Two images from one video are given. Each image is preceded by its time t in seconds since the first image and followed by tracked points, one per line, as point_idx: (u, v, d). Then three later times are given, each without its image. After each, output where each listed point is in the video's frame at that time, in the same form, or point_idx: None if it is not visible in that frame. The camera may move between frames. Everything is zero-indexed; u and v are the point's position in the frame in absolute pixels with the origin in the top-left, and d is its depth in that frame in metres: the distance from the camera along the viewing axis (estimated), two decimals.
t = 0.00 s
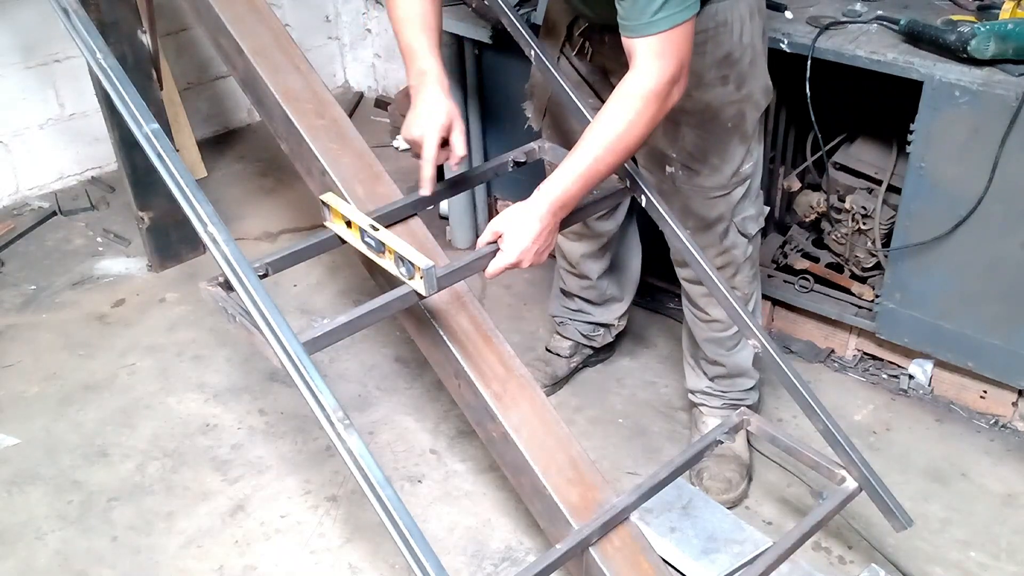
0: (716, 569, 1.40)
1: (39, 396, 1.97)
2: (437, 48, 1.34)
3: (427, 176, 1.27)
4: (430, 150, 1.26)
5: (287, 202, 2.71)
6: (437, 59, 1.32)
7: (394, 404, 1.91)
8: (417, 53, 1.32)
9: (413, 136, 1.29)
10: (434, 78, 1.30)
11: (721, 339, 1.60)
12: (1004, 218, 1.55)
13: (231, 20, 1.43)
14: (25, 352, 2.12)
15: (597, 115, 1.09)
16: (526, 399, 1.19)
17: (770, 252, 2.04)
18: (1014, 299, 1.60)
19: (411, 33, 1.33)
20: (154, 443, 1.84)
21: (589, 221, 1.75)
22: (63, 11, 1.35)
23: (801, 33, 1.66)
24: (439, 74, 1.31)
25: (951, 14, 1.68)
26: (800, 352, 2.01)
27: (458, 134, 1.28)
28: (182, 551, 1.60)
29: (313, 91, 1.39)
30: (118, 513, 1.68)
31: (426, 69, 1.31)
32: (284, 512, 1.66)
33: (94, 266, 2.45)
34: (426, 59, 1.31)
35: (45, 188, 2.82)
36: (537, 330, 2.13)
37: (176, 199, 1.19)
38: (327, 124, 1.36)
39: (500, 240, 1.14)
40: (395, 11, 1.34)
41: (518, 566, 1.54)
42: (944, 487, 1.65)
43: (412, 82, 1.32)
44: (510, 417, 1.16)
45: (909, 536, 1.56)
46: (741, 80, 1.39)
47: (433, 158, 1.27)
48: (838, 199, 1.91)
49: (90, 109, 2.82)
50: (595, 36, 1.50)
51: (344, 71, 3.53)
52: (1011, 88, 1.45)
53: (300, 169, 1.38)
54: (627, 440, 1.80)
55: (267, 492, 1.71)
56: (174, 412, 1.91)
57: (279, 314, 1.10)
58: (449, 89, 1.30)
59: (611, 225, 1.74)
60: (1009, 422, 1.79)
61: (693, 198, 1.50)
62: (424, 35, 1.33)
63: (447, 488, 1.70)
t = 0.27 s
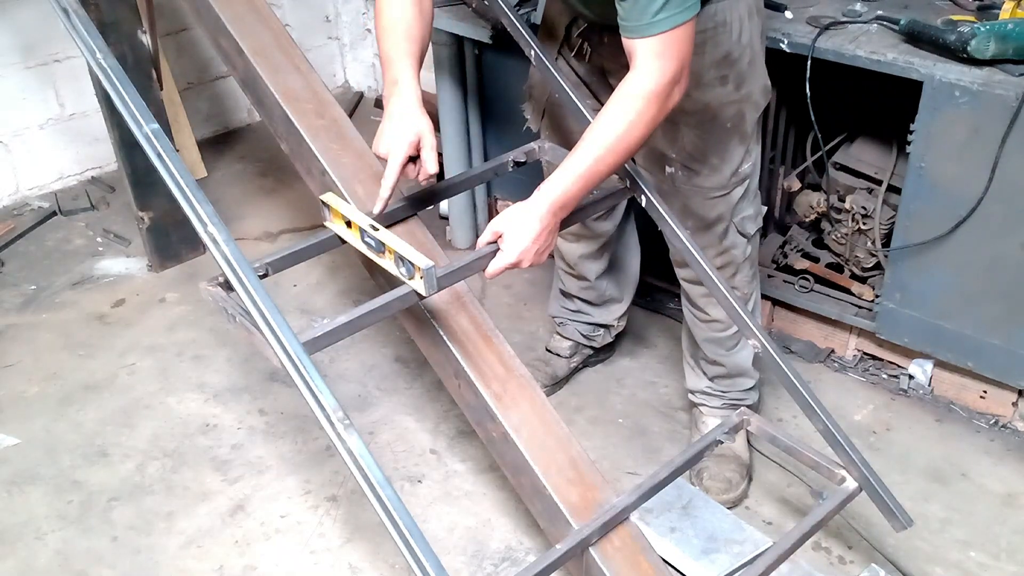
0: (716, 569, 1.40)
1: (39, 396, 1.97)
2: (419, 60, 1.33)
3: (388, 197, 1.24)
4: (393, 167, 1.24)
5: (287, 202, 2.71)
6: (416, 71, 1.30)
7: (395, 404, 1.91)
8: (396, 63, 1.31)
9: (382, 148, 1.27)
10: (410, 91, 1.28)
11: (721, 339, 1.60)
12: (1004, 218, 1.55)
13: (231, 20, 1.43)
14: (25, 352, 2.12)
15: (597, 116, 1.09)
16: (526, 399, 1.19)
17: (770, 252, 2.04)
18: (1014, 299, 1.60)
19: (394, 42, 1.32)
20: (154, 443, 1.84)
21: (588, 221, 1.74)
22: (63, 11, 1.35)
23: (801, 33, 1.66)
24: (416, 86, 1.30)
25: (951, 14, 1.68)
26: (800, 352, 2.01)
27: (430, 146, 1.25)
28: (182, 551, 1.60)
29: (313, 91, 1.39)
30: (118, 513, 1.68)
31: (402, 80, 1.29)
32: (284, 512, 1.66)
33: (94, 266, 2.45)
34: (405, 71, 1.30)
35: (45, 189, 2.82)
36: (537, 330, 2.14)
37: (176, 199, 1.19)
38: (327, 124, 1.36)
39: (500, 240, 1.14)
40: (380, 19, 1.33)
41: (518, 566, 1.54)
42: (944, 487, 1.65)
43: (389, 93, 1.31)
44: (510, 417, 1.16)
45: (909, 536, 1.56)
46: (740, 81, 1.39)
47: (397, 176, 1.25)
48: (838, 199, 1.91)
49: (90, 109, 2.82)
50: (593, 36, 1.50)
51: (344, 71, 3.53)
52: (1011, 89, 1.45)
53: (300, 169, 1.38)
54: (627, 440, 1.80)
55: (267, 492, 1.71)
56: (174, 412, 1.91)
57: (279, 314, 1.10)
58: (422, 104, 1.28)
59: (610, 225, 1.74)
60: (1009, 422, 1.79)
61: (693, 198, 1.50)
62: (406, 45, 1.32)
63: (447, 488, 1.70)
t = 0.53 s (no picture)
0: (716, 569, 1.40)
1: (39, 396, 1.97)
2: (419, 60, 1.32)
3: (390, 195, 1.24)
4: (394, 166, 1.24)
5: (287, 202, 2.71)
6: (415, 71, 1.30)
7: (394, 404, 1.91)
8: (395, 63, 1.31)
9: (382, 148, 1.27)
10: (410, 90, 1.28)
11: (721, 339, 1.60)
12: (1004, 218, 1.55)
13: (230, 20, 1.43)
14: (25, 352, 2.12)
15: (597, 116, 1.09)
16: (526, 399, 1.18)
17: (770, 252, 2.04)
18: (1014, 300, 1.60)
19: (394, 42, 1.32)
20: (154, 443, 1.84)
21: (587, 222, 1.74)
22: (64, 11, 1.35)
23: (801, 33, 1.66)
24: (416, 86, 1.29)
25: (951, 14, 1.68)
26: (800, 352, 2.01)
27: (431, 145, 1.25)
28: (182, 551, 1.60)
29: (313, 91, 1.39)
30: (118, 513, 1.68)
31: (402, 79, 1.29)
32: (284, 512, 1.66)
33: (94, 266, 2.45)
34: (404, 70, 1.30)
35: (45, 189, 2.82)
36: (537, 330, 2.14)
37: (176, 199, 1.19)
38: (327, 124, 1.36)
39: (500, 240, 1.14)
40: (380, 19, 1.33)
41: (518, 566, 1.54)
42: (944, 487, 1.65)
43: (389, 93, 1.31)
44: (510, 417, 1.16)
45: (909, 535, 1.56)
46: (739, 81, 1.39)
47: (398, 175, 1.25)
48: (838, 199, 1.91)
49: (90, 109, 2.82)
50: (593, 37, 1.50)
51: (344, 71, 3.53)
52: (1011, 88, 1.45)
53: (301, 169, 1.38)
54: (627, 440, 1.80)
55: (267, 492, 1.71)
56: (174, 412, 1.91)
57: (278, 314, 1.10)
58: (422, 103, 1.28)
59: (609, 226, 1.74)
60: (1009, 422, 1.79)
61: (692, 199, 1.49)
62: (405, 45, 1.32)
63: (447, 488, 1.70)
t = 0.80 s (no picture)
0: (716, 569, 1.40)
1: (39, 396, 1.97)
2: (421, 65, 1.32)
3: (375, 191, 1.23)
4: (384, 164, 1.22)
5: (287, 202, 2.71)
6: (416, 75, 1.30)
7: (394, 404, 1.91)
8: (397, 66, 1.30)
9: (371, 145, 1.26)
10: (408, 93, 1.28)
11: (721, 339, 1.60)
12: (1004, 218, 1.55)
13: (231, 20, 1.43)
14: (25, 352, 2.12)
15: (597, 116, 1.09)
16: (526, 399, 1.18)
17: (770, 252, 2.04)
18: (1014, 300, 1.60)
19: (396, 45, 1.31)
20: (154, 443, 1.84)
21: (587, 222, 1.74)
22: (64, 11, 1.35)
23: (801, 33, 1.66)
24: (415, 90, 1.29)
25: (951, 14, 1.68)
26: (800, 352, 2.01)
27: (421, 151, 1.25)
28: (182, 551, 1.60)
29: (313, 91, 1.39)
30: (118, 513, 1.68)
31: (399, 82, 1.28)
32: (284, 512, 1.66)
33: (94, 266, 2.45)
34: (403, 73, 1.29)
35: (45, 189, 2.82)
36: (537, 330, 2.14)
37: (176, 199, 1.19)
38: (327, 124, 1.36)
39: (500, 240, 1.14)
40: (382, 22, 1.33)
41: (518, 566, 1.54)
42: (943, 487, 1.65)
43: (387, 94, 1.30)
44: (510, 417, 1.16)
45: (909, 535, 1.56)
46: (739, 81, 1.39)
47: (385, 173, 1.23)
48: (838, 199, 1.91)
49: (90, 109, 2.82)
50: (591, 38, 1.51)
51: (344, 71, 3.53)
52: (1011, 88, 1.45)
53: (301, 169, 1.38)
54: (627, 440, 1.80)
55: (267, 492, 1.71)
56: (174, 412, 1.91)
57: (278, 314, 1.10)
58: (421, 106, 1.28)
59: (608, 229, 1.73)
60: (1009, 422, 1.79)
61: (693, 198, 1.49)
62: (407, 49, 1.31)
63: (447, 488, 1.70)
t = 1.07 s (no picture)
0: (716, 569, 1.40)
1: (39, 396, 1.97)
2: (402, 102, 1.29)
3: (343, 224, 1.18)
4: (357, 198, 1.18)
5: (287, 202, 2.71)
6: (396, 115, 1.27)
7: (394, 404, 1.91)
8: (378, 100, 1.27)
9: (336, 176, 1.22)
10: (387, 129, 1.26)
11: (721, 339, 1.60)
12: (1004, 218, 1.55)
13: (230, 20, 1.43)
14: (25, 352, 2.12)
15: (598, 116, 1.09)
16: (526, 399, 1.18)
17: (770, 252, 2.04)
18: (1014, 300, 1.60)
19: (382, 75, 1.28)
20: (154, 443, 1.84)
21: (587, 222, 1.74)
22: (64, 11, 1.36)
23: (801, 33, 1.66)
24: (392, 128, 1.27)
25: (951, 14, 1.68)
26: (800, 352, 2.01)
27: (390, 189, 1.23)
28: (182, 551, 1.60)
29: (313, 91, 1.39)
30: (118, 513, 1.68)
31: (378, 114, 1.26)
32: (284, 512, 1.66)
33: (94, 266, 2.45)
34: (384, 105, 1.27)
35: (45, 189, 2.82)
36: (537, 330, 2.14)
37: (176, 199, 1.19)
38: (327, 124, 1.36)
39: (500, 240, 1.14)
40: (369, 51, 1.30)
41: (518, 566, 1.54)
42: (943, 487, 1.65)
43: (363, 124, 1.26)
44: (510, 417, 1.16)
45: (909, 535, 1.56)
46: (738, 81, 1.39)
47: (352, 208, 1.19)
48: (838, 199, 1.91)
49: (90, 109, 2.82)
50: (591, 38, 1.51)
51: (344, 71, 3.53)
52: (1011, 88, 1.45)
53: (300, 169, 1.38)
54: (627, 440, 1.80)
55: (267, 492, 1.71)
56: (174, 412, 1.91)
57: (279, 314, 1.11)
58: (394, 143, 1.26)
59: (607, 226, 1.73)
60: (1009, 422, 1.79)
61: (692, 198, 1.49)
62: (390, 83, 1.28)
63: (447, 488, 1.70)
